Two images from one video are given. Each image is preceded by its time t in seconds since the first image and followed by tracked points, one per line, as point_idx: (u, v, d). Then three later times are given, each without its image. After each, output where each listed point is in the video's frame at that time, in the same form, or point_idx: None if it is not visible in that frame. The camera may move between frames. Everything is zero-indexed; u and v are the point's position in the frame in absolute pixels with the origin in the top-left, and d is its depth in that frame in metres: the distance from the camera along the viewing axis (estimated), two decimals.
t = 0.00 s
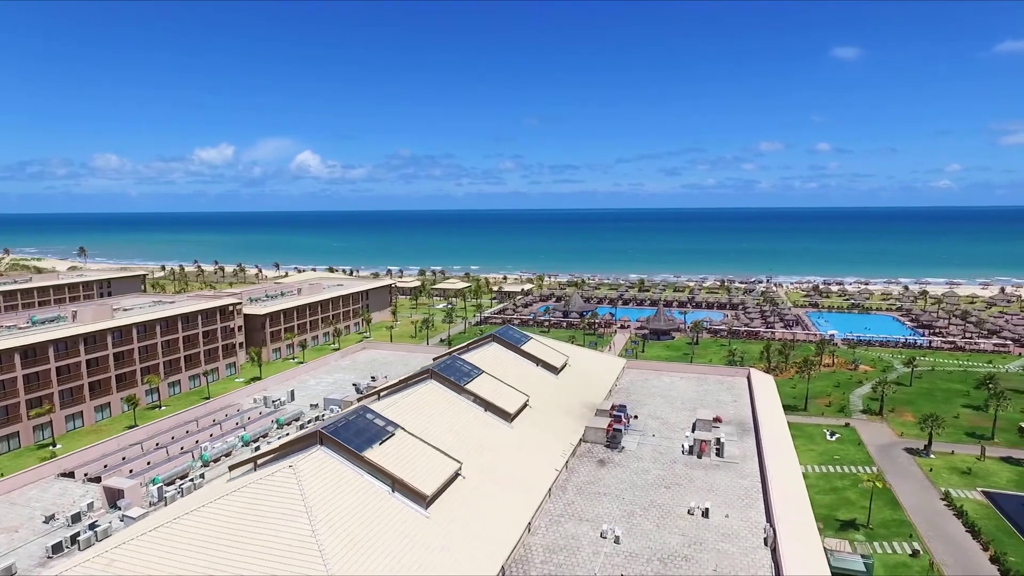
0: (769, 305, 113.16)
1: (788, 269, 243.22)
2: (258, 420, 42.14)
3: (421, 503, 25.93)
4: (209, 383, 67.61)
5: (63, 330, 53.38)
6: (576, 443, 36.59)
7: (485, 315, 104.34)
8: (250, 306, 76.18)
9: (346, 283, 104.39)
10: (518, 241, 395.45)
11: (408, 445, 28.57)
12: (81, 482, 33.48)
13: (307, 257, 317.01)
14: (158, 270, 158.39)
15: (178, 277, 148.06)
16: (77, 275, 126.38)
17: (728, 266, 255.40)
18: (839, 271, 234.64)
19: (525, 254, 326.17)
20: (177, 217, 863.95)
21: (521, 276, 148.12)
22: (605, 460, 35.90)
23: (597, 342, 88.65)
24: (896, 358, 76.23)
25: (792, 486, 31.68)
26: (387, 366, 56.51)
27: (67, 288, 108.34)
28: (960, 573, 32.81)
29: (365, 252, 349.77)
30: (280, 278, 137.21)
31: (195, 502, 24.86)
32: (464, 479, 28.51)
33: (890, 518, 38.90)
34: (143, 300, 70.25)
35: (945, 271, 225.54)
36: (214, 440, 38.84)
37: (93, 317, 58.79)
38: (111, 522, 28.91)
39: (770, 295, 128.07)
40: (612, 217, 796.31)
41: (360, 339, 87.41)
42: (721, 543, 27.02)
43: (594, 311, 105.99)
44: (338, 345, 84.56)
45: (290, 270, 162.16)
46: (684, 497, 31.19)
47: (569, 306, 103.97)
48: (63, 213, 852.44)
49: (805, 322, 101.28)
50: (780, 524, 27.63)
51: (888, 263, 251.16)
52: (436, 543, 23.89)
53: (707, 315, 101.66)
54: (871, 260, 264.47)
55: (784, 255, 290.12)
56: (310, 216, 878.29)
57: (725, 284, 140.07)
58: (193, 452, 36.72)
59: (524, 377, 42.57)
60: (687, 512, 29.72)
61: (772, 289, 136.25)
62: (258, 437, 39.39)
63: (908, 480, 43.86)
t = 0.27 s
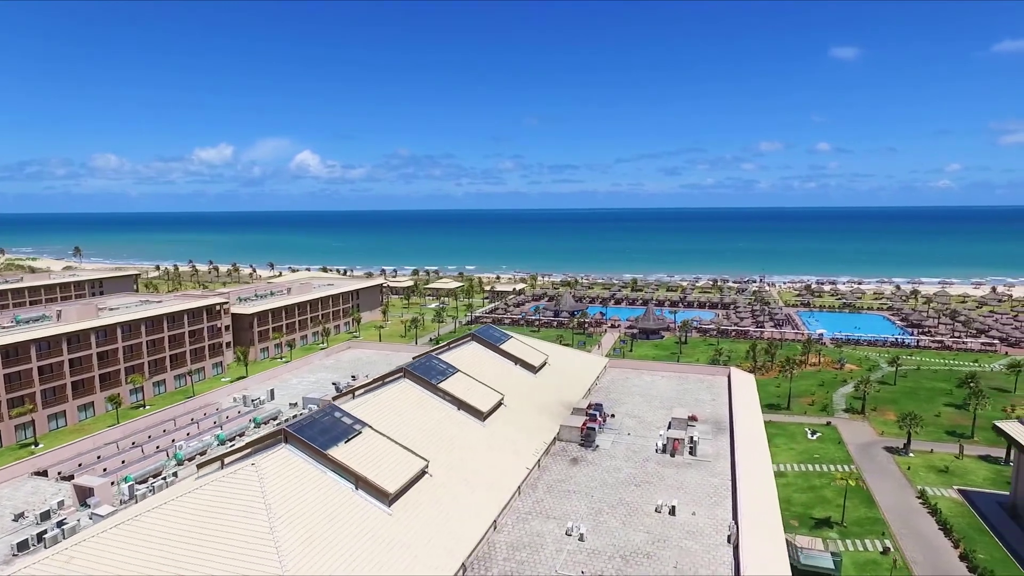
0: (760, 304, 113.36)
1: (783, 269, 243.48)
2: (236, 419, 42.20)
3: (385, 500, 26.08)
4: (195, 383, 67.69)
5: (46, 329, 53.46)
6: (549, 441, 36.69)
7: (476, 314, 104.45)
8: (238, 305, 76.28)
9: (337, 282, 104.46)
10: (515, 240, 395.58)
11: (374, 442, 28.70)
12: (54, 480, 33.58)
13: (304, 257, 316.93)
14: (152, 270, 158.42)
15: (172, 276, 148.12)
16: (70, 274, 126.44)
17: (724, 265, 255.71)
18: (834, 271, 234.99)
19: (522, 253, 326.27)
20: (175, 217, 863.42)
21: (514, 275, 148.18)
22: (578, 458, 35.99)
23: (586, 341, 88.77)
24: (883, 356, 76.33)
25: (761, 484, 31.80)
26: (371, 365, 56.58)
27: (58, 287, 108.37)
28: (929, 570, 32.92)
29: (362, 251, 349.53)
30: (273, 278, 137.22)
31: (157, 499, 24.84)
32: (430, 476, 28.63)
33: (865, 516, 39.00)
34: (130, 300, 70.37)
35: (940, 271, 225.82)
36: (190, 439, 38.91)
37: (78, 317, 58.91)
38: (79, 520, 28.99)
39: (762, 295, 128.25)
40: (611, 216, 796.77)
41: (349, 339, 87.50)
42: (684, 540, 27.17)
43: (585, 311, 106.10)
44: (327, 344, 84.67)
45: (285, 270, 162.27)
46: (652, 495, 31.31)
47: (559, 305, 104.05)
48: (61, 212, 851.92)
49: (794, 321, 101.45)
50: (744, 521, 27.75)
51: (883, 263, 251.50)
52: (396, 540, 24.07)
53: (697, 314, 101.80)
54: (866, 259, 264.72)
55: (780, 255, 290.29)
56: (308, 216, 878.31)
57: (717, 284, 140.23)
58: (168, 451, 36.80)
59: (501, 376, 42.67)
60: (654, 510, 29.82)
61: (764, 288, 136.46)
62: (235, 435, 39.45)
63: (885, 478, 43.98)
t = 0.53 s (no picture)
0: (750, 304, 113.55)
1: (778, 268, 243.73)
2: (213, 418, 42.19)
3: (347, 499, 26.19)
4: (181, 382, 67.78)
5: (28, 329, 53.50)
6: (522, 441, 36.76)
7: (466, 314, 104.52)
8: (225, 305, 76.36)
9: (327, 282, 104.55)
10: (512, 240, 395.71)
11: (341, 441, 28.83)
12: (25, 480, 33.62)
13: (300, 257, 316.81)
14: (146, 270, 158.44)
15: (165, 277, 148.12)
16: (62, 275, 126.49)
17: (719, 265, 255.97)
18: (828, 271, 235.35)
19: (518, 253, 326.30)
20: (174, 217, 862.91)
21: (506, 275, 148.31)
22: (551, 456, 36.07)
23: (574, 340, 88.86)
24: (869, 355, 76.45)
25: (729, 482, 31.92)
26: (353, 364, 56.63)
27: (49, 288, 108.39)
28: (899, 568, 33.00)
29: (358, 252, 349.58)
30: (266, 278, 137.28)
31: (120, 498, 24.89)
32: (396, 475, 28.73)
33: (838, 514, 39.12)
34: (117, 300, 70.44)
35: (934, 271, 226.12)
36: (165, 439, 38.93)
37: (61, 317, 58.98)
38: (46, 518, 29.03)
39: (753, 294, 128.35)
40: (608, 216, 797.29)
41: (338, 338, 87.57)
42: (647, 538, 27.27)
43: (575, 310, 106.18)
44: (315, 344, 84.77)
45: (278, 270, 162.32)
46: (620, 493, 31.41)
47: (549, 305, 104.10)
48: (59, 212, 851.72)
49: (784, 320, 101.58)
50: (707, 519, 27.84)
51: (878, 262, 251.82)
52: (355, 539, 24.17)
53: (687, 314, 101.93)
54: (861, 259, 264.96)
55: (776, 254, 290.46)
56: (307, 216, 878.35)
57: (710, 284, 140.40)
58: (141, 451, 36.83)
59: (478, 375, 42.75)
60: (621, 508, 29.92)
61: (755, 288, 136.68)
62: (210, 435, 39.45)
63: (861, 477, 44.10)
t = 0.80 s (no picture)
0: (741, 303, 113.60)
1: (773, 268, 243.86)
2: (190, 418, 42.24)
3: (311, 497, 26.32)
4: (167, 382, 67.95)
5: (11, 329, 53.55)
6: (496, 439, 36.87)
7: (456, 313, 104.60)
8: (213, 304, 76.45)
9: (318, 281, 104.64)
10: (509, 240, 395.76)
11: (308, 439, 28.97)
12: None
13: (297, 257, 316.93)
14: (140, 270, 158.48)
15: (159, 277, 148.15)
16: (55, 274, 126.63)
17: (715, 265, 256.11)
18: (823, 271, 235.51)
19: (515, 253, 326.32)
20: (173, 218, 862.89)
21: (499, 274, 148.35)
22: (524, 455, 36.16)
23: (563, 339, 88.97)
24: (855, 355, 76.56)
25: (698, 481, 32.08)
26: (337, 364, 56.71)
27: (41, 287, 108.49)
28: (868, 566, 33.11)
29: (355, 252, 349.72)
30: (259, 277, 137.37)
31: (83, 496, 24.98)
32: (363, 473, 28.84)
33: (812, 512, 39.25)
34: (103, 300, 70.53)
35: (929, 271, 226.22)
36: (141, 438, 38.98)
37: (45, 316, 59.11)
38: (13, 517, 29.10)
39: (745, 293, 128.43)
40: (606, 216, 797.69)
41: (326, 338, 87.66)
42: (611, 536, 27.39)
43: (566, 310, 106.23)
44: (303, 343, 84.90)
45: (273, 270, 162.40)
46: (589, 491, 31.52)
47: (539, 304, 104.15)
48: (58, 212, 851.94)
49: (773, 319, 101.69)
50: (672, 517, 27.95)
51: (873, 262, 252.07)
52: (316, 537, 24.26)
53: (677, 313, 102.03)
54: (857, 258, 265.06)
55: (772, 254, 290.63)
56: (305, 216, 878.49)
57: (702, 283, 140.44)
58: (116, 450, 36.91)
59: (454, 374, 42.84)
60: (588, 506, 30.03)
61: (748, 287, 136.77)
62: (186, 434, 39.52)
63: (838, 475, 44.27)
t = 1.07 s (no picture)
0: (732, 302, 113.65)
1: (769, 267, 243.69)
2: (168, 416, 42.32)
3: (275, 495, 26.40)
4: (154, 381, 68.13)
5: None
6: (470, 438, 36.96)
7: (447, 313, 104.65)
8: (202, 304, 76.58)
9: (309, 281, 104.73)
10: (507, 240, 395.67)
11: (276, 438, 29.08)
12: None
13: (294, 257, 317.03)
14: (135, 270, 158.59)
15: (153, 276, 148.27)
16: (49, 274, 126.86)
17: (711, 264, 256.09)
18: (819, 270, 235.43)
19: (512, 253, 326.31)
20: (173, 218, 863.57)
21: (493, 274, 148.33)
22: (498, 454, 36.21)
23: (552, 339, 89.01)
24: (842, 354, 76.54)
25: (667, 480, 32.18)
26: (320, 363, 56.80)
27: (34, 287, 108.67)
28: (838, 564, 33.18)
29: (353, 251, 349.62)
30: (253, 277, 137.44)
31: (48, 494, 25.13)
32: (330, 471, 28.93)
33: (787, 511, 39.35)
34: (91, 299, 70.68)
35: (925, 270, 226.07)
36: (118, 437, 39.05)
37: (30, 316, 59.26)
38: None
39: (737, 293, 128.42)
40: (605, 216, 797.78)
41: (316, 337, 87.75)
42: (576, 534, 27.47)
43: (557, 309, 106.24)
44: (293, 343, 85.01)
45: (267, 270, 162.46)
46: (559, 490, 31.59)
47: (530, 304, 104.14)
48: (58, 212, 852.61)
49: (764, 319, 101.70)
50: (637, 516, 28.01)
51: (869, 262, 252.06)
52: (277, 534, 24.35)
53: (667, 313, 102.08)
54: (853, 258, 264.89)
55: (768, 254, 290.69)
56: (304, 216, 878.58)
57: (696, 283, 140.37)
58: (91, 449, 37.00)
59: (432, 373, 42.90)
60: (556, 504, 30.09)
61: (741, 286, 136.82)
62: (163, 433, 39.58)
63: (816, 473, 44.36)
